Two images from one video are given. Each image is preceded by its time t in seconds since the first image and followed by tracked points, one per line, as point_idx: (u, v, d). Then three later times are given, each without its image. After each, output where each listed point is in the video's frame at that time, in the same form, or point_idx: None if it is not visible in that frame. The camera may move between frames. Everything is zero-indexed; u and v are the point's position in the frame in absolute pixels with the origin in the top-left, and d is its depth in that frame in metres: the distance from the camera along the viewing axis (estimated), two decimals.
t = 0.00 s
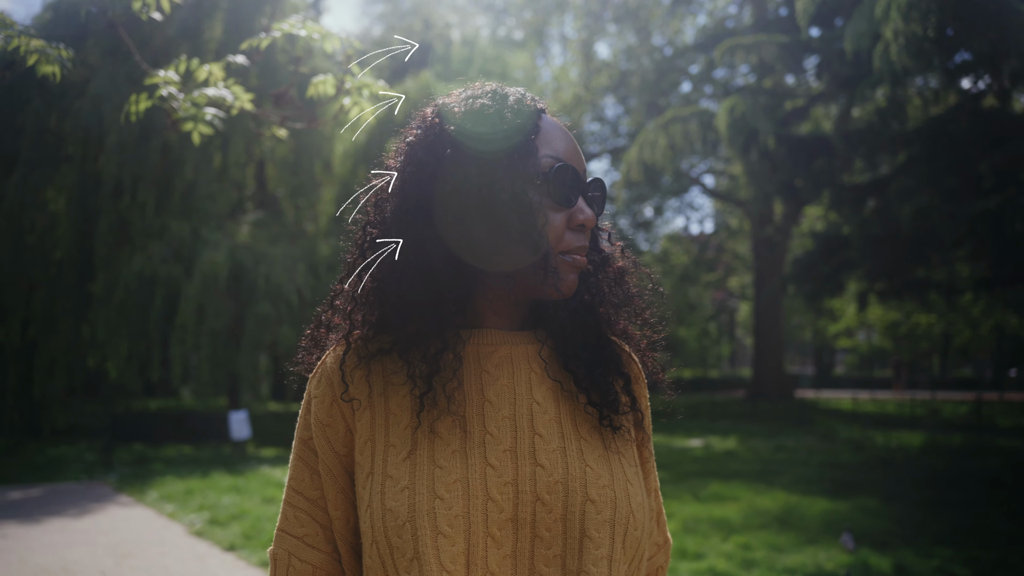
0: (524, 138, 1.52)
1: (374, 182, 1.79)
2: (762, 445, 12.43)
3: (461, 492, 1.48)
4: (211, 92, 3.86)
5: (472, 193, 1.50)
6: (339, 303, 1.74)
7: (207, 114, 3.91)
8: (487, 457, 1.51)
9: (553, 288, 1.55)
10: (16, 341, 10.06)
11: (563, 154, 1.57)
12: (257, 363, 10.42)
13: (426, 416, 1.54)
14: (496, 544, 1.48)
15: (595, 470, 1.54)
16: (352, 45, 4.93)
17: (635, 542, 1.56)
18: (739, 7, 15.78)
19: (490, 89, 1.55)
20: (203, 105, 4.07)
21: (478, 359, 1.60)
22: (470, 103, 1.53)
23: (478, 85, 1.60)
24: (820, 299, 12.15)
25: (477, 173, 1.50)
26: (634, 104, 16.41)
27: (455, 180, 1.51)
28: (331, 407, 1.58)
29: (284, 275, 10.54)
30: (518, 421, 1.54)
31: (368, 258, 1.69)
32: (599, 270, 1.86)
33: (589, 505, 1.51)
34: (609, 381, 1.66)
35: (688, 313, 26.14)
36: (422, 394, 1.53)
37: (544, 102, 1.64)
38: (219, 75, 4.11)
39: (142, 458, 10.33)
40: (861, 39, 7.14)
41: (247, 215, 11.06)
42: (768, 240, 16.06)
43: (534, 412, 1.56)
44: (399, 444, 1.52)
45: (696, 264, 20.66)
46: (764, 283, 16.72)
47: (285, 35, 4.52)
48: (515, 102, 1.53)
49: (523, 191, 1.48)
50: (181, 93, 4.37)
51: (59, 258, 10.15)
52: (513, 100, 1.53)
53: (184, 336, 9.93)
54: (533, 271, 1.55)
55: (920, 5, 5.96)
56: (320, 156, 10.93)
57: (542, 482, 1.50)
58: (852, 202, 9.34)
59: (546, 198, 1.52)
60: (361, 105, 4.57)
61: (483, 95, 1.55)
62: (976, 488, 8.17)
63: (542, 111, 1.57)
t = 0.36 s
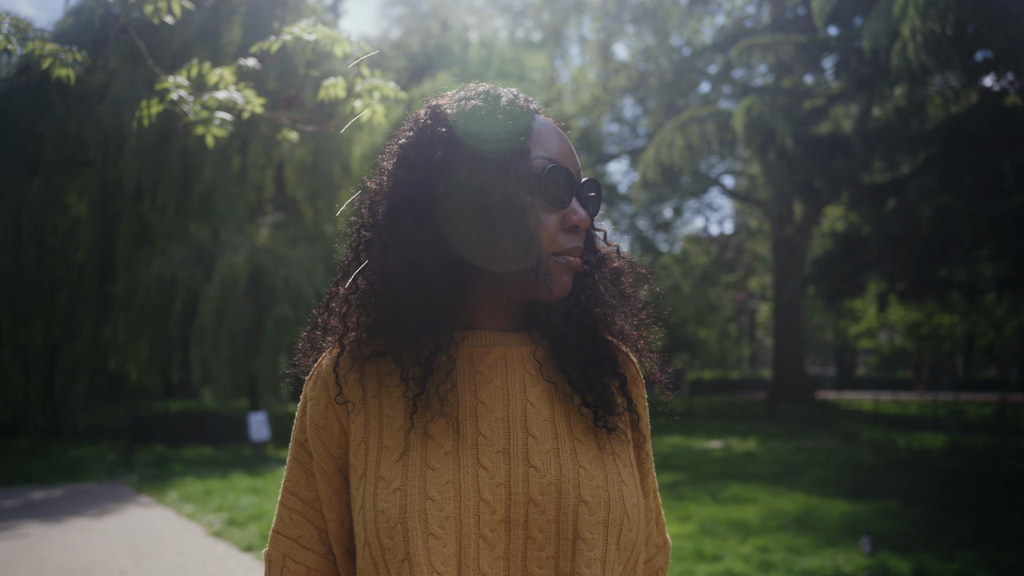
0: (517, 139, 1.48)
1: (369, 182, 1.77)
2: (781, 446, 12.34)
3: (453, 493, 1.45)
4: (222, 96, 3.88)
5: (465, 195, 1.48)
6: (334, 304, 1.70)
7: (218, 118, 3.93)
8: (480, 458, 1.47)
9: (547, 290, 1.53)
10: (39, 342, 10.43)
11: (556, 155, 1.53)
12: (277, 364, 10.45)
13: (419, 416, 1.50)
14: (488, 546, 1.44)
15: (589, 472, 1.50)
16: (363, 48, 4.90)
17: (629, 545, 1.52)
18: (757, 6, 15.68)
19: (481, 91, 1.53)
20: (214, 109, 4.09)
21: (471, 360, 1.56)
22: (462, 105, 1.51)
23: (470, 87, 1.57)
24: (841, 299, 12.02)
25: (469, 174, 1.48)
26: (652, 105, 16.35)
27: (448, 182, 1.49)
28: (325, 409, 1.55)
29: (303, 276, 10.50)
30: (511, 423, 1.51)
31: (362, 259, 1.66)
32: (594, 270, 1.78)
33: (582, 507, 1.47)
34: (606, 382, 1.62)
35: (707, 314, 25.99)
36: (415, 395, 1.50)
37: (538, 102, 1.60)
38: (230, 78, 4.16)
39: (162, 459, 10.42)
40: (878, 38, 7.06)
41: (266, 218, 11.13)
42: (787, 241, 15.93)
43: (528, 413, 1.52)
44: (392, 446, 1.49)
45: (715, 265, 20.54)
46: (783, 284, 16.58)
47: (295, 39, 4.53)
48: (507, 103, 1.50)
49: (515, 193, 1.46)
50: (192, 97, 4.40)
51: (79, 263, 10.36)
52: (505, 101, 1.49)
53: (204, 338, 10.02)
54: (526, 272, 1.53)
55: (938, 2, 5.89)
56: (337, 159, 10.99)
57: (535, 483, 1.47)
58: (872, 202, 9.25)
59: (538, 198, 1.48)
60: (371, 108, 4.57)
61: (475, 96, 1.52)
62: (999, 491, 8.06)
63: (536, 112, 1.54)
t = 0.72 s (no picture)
0: (514, 136, 1.45)
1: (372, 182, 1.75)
2: (812, 450, 12.16)
3: (453, 494, 1.43)
4: (245, 96, 3.90)
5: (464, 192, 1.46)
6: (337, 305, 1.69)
7: (241, 118, 3.95)
8: (481, 458, 1.45)
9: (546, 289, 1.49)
10: (73, 339, 10.69)
11: (557, 154, 1.49)
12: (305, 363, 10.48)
13: (420, 415, 1.48)
14: (489, 547, 1.42)
15: (592, 471, 1.47)
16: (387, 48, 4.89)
17: (633, 544, 1.49)
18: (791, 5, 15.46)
19: (482, 89, 1.51)
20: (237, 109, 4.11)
21: (472, 359, 1.54)
22: (462, 104, 1.49)
23: (472, 86, 1.55)
24: (873, 302, 11.82)
25: (467, 175, 1.46)
26: (683, 106, 16.23)
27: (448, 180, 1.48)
28: (327, 409, 1.54)
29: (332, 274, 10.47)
30: (512, 422, 1.48)
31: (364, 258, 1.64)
32: (597, 270, 1.74)
33: (585, 506, 1.44)
34: (611, 381, 1.58)
35: (738, 315, 25.73)
36: (416, 393, 1.48)
37: (541, 101, 1.57)
38: (254, 79, 4.18)
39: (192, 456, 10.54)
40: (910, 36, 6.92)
41: (295, 218, 11.22)
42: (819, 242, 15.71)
43: (530, 412, 1.49)
44: (394, 446, 1.47)
45: (746, 267, 20.31)
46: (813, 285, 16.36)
47: (317, 39, 4.53)
48: (507, 101, 1.48)
49: (512, 190, 1.43)
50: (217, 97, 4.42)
51: (113, 260, 10.64)
52: (506, 100, 1.48)
53: (234, 336, 10.07)
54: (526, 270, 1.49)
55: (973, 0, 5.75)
56: (365, 159, 11.04)
57: (536, 482, 1.44)
58: (905, 203, 9.07)
59: (537, 197, 1.45)
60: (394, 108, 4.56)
61: (475, 95, 1.50)
62: None
63: (537, 110, 1.51)
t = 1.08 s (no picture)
0: (506, 131, 1.46)
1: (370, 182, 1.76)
2: (838, 448, 12.04)
3: (455, 494, 1.42)
4: (260, 96, 3.91)
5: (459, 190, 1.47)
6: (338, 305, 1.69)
7: (256, 118, 3.95)
8: (483, 458, 1.44)
9: (543, 286, 1.46)
10: (100, 342, 10.89)
11: (554, 148, 1.48)
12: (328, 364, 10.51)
13: (422, 416, 1.48)
14: (491, 547, 1.41)
15: (594, 470, 1.46)
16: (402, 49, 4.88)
17: (637, 544, 1.47)
18: None
19: (477, 86, 1.52)
20: (252, 110, 4.12)
21: (473, 359, 1.53)
22: (457, 101, 1.51)
23: (467, 83, 1.56)
24: (899, 299, 11.68)
25: (462, 172, 1.47)
26: (707, 103, 16.12)
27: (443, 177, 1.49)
28: (330, 410, 1.54)
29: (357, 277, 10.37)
30: (514, 421, 1.47)
31: (364, 258, 1.65)
32: (599, 266, 1.71)
33: (588, 506, 1.43)
34: (615, 380, 1.56)
35: (762, 313, 25.54)
36: (417, 394, 1.48)
37: (538, 97, 1.57)
38: (270, 80, 4.19)
39: (218, 457, 10.64)
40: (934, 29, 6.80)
41: (318, 220, 11.27)
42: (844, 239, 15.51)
43: (532, 411, 1.48)
44: (395, 447, 1.47)
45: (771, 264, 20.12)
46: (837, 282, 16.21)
47: (331, 39, 4.51)
48: (502, 96, 1.49)
49: (507, 185, 1.43)
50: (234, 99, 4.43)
51: (139, 263, 10.82)
52: (499, 95, 1.49)
53: (259, 337, 10.15)
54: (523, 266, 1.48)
55: None
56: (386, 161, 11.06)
57: (538, 482, 1.43)
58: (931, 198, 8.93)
59: (532, 192, 1.44)
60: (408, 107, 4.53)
61: (470, 92, 1.52)
62: None
63: (533, 105, 1.51)
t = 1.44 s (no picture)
0: (505, 125, 1.45)
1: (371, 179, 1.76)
2: (862, 446, 11.91)
3: (457, 494, 1.41)
4: (273, 97, 3.93)
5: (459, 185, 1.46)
6: (339, 301, 1.69)
7: (269, 118, 3.98)
8: (485, 457, 1.43)
9: (544, 282, 1.46)
10: (122, 343, 11.02)
11: (554, 142, 1.47)
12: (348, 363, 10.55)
13: (423, 415, 1.47)
14: (494, 548, 1.40)
15: (598, 469, 1.44)
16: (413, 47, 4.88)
17: (642, 544, 1.45)
18: None
19: (475, 81, 1.51)
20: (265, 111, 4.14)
21: (475, 357, 1.52)
22: (456, 95, 1.50)
23: (467, 78, 1.56)
24: (922, 295, 11.53)
25: (461, 167, 1.46)
26: (726, 99, 15.96)
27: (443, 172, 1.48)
28: (333, 409, 1.54)
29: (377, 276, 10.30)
30: (517, 418, 1.46)
31: (364, 257, 1.64)
32: (602, 261, 1.69)
33: (591, 505, 1.42)
34: (620, 377, 1.55)
35: (783, 310, 25.33)
36: (418, 393, 1.47)
37: (539, 91, 1.56)
38: (283, 79, 4.20)
39: (239, 457, 10.71)
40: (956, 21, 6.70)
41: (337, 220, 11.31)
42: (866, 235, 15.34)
43: (535, 409, 1.47)
44: (397, 446, 1.46)
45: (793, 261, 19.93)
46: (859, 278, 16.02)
47: (342, 38, 4.52)
48: (501, 90, 1.48)
49: (507, 180, 1.42)
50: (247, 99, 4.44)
51: (160, 264, 10.93)
52: (499, 89, 1.48)
53: (280, 338, 10.17)
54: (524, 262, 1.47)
55: None
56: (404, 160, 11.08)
57: (541, 482, 1.42)
58: (955, 193, 8.79)
59: (533, 187, 1.43)
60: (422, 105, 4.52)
61: (469, 86, 1.51)
62: None
63: (533, 98, 1.50)
